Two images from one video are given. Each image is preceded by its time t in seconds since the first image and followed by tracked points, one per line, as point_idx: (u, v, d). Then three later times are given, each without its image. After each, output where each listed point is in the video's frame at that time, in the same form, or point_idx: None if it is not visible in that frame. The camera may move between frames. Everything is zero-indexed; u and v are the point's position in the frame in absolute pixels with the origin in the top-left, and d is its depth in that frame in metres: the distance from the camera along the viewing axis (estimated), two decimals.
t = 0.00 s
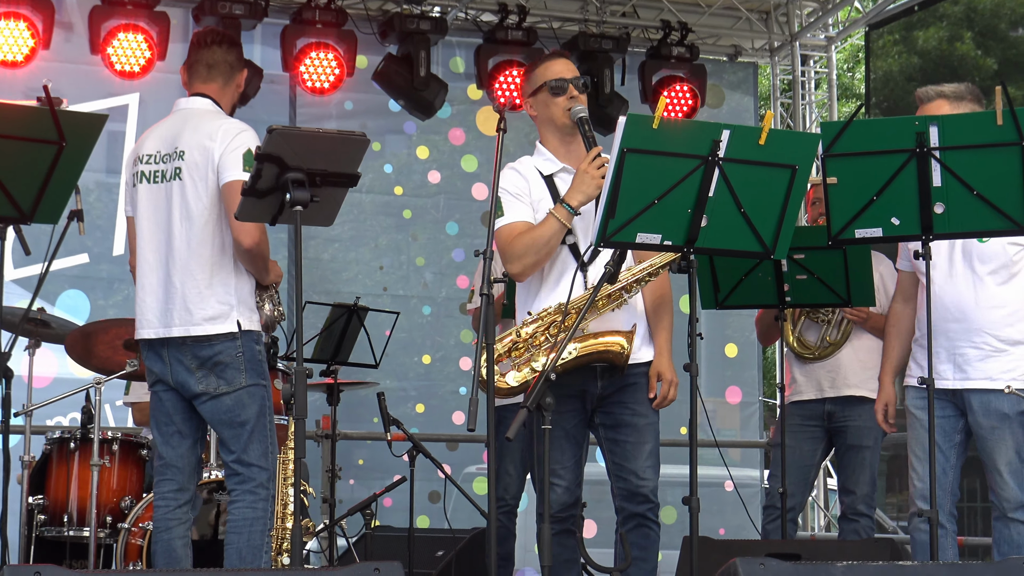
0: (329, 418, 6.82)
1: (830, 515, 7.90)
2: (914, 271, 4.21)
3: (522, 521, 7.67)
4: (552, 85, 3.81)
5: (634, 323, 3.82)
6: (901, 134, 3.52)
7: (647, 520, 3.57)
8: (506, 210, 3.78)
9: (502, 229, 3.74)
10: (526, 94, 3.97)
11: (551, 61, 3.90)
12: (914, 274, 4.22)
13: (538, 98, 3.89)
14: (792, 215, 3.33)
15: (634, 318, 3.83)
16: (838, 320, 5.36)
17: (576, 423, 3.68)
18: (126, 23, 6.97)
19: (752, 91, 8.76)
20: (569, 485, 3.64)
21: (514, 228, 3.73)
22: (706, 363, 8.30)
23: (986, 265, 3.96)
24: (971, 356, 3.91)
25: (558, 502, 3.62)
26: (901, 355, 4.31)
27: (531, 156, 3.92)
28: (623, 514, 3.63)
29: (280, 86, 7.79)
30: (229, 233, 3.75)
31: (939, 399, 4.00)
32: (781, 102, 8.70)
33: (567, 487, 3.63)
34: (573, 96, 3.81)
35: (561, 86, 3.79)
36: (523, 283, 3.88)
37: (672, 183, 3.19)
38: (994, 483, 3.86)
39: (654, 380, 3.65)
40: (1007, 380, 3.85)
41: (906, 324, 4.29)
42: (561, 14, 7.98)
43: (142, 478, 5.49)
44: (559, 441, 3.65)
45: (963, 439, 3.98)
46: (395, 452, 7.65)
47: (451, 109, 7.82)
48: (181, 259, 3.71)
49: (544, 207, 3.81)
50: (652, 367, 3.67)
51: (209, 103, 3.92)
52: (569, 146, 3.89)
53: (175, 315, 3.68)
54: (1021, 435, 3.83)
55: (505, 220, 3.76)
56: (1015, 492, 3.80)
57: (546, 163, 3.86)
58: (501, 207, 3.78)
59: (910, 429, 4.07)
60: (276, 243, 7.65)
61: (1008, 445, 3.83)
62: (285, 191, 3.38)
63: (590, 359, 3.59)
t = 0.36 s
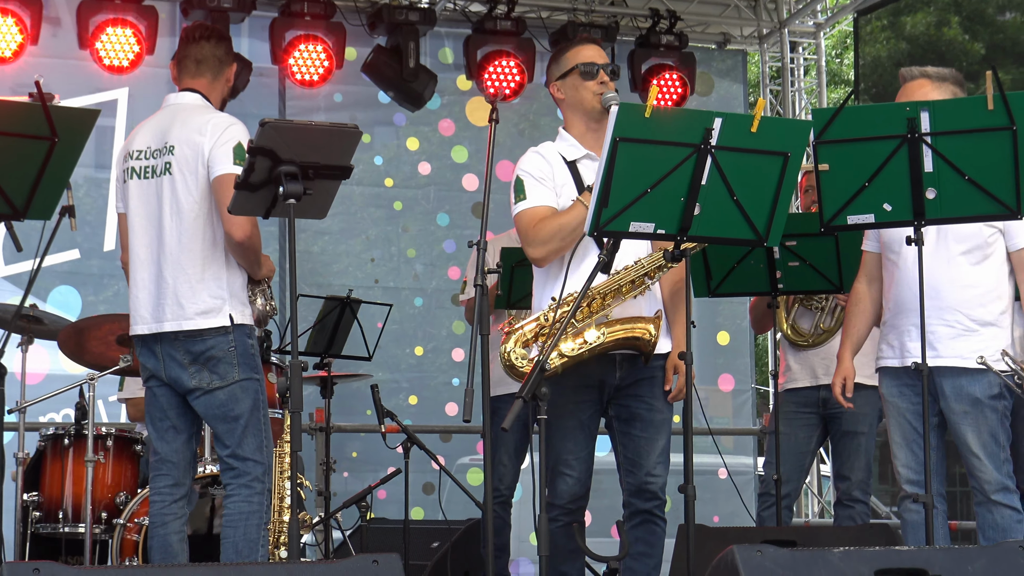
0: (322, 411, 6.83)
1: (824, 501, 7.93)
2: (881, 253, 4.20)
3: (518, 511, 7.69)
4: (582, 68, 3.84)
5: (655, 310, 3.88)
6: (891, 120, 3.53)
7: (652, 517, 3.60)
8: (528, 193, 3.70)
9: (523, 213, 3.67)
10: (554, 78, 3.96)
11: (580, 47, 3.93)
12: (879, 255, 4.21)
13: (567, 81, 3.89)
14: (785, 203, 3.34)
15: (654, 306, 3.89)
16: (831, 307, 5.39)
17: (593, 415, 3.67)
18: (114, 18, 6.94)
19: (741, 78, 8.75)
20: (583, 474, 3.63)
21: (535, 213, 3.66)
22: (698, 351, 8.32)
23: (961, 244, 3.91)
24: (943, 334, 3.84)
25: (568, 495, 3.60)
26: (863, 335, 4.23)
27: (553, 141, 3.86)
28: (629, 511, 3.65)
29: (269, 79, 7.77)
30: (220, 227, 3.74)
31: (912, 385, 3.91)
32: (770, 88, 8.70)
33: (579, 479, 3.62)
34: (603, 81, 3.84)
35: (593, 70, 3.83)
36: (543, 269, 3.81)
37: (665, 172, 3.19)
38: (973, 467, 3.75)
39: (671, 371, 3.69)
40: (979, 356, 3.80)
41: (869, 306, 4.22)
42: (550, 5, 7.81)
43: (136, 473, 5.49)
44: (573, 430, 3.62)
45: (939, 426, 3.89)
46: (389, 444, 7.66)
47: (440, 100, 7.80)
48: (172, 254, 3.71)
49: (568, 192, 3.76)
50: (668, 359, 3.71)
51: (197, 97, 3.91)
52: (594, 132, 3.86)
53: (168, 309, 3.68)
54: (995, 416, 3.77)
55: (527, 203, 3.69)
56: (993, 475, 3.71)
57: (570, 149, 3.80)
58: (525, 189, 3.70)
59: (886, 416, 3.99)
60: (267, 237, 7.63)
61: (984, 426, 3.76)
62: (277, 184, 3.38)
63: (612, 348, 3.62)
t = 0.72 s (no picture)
0: (309, 406, 6.81)
1: (809, 494, 7.97)
2: (849, 250, 4.24)
3: (505, 506, 7.70)
4: (615, 57, 3.85)
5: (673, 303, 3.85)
6: (878, 115, 3.55)
7: (647, 511, 3.61)
8: (549, 181, 3.66)
9: (543, 202, 3.63)
10: (582, 64, 3.96)
11: (612, 34, 3.91)
12: (847, 253, 4.24)
13: (596, 69, 3.88)
14: (773, 197, 3.35)
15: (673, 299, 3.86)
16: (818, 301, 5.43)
17: (602, 406, 3.61)
18: (100, 13, 6.91)
19: (727, 73, 8.77)
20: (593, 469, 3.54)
21: (555, 202, 3.62)
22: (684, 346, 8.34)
23: (923, 239, 3.93)
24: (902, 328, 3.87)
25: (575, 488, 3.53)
26: (836, 332, 4.26)
27: (575, 129, 3.83)
28: (626, 504, 3.65)
29: (255, 75, 7.74)
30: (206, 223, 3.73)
31: (878, 379, 3.94)
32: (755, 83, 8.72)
33: (583, 470, 3.54)
34: (634, 72, 3.87)
35: (625, 60, 3.85)
36: (562, 258, 3.72)
37: (653, 166, 3.20)
38: (942, 462, 3.73)
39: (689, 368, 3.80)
40: (939, 353, 3.81)
41: (838, 304, 4.26)
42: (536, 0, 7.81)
43: (123, 469, 5.47)
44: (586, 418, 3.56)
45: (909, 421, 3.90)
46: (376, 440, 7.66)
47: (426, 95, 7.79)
48: (158, 251, 3.70)
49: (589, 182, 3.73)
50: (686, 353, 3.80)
51: (184, 94, 3.89)
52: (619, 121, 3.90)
53: (153, 307, 3.67)
54: (960, 411, 3.75)
55: (546, 192, 3.65)
56: (961, 468, 3.69)
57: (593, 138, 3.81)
58: (545, 178, 3.66)
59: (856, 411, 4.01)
60: (253, 233, 7.61)
61: (950, 421, 3.74)
62: (265, 179, 3.38)
63: (632, 341, 3.57)
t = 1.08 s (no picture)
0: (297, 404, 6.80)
1: (796, 493, 8.00)
2: (829, 256, 4.22)
3: (493, 504, 7.71)
4: (626, 55, 3.86)
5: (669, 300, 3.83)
6: (867, 114, 3.57)
7: (637, 509, 3.62)
8: (548, 178, 3.66)
9: (541, 200, 3.62)
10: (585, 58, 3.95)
11: (618, 29, 3.93)
12: (827, 259, 4.23)
13: (603, 64, 3.89)
14: (762, 196, 3.36)
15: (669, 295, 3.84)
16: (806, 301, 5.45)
17: (603, 402, 3.58)
18: (88, 9, 6.88)
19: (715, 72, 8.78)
20: (598, 464, 3.54)
21: (553, 200, 3.61)
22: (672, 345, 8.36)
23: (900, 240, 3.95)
24: (877, 327, 3.87)
25: (584, 483, 3.52)
26: (813, 338, 4.29)
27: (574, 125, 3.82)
28: (615, 502, 3.66)
29: (244, 71, 7.72)
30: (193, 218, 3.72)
31: (854, 380, 3.95)
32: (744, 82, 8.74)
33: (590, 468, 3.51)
34: (641, 70, 3.89)
35: (635, 60, 3.87)
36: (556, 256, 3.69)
37: (643, 165, 3.21)
38: (913, 462, 3.74)
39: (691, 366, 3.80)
40: (913, 354, 3.83)
41: (816, 311, 4.27)
42: None
43: (111, 466, 5.45)
44: (587, 416, 3.54)
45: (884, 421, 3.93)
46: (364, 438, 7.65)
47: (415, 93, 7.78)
48: (147, 247, 3.69)
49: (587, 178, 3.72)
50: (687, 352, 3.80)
51: (171, 90, 3.88)
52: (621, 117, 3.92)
53: (141, 303, 3.66)
54: (930, 410, 3.78)
55: (545, 189, 3.64)
56: (932, 470, 3.70)
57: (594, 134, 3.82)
58: (544, 174, 3.65)
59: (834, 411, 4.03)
60: (242, 229, 7.59)
61: (920, 421, 3.77)
62: (254, 177, 3.38)
63: (633, 340, 3.56)
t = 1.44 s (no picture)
0: (290, 402, 6.80)
1: (787, 496, 8.01)
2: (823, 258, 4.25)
3: (485, 504, 7.71)
4: (599, 50, 3.86)
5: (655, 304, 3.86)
6: (861, 117, 3.58)
7: (624, 510, 3.62)
8: (537, 172, 3.65)
9: (530, 193, 3.61)
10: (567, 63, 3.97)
11: (593, 27, 3.93)
12: (820, 262, 4.25)
13: (582, 64, 3.89)
14: (754, 200, 3.37)
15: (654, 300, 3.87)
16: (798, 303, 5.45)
17: (588, 402, 3.59)
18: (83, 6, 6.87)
19: (710, 74, 8.79)
20: (580, 464, 3.55)
21: (543, 195, 3.60)
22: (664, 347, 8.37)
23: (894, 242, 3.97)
24: (872, 330, 3.89)
25: (567, 483, 3.52)
26: (810, 340, 4.29)
27: (561, 123, 3.81)
28: (601, 503, 3.67)
29: (239, 70, 7.71)
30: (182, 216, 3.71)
31: (850, 383, 3.97)
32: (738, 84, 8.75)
33: (571, 468, 3.53)
34: (620, 61, 3.87)
35: (609, 51, 3.86)
36: (549, 255, 3.65)
37: (637, 167, 3.22)
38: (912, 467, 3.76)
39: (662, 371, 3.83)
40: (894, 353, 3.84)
41: (811, 313, 4.28)
42: None
43: (103, 463, 5.45)
44: (569, 416, 3.55)
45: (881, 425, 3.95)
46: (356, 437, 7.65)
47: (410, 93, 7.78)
48: (136, 244, 3.68)
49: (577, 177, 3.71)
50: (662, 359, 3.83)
51: (163, 88, 3.88)
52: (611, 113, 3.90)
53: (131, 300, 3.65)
54: (928, 415, 3.79)
55: (534, 182, 3.63)
56: (933, 474, 3.72)
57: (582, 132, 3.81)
58: (533, 168, 3.65)
59: (829, 415, 4.04)
60: (235, 228, 7.58)
61: (919, 426, 3.78)
62: (247, 175, 3.39)
63: (622, 342, 3.57)
